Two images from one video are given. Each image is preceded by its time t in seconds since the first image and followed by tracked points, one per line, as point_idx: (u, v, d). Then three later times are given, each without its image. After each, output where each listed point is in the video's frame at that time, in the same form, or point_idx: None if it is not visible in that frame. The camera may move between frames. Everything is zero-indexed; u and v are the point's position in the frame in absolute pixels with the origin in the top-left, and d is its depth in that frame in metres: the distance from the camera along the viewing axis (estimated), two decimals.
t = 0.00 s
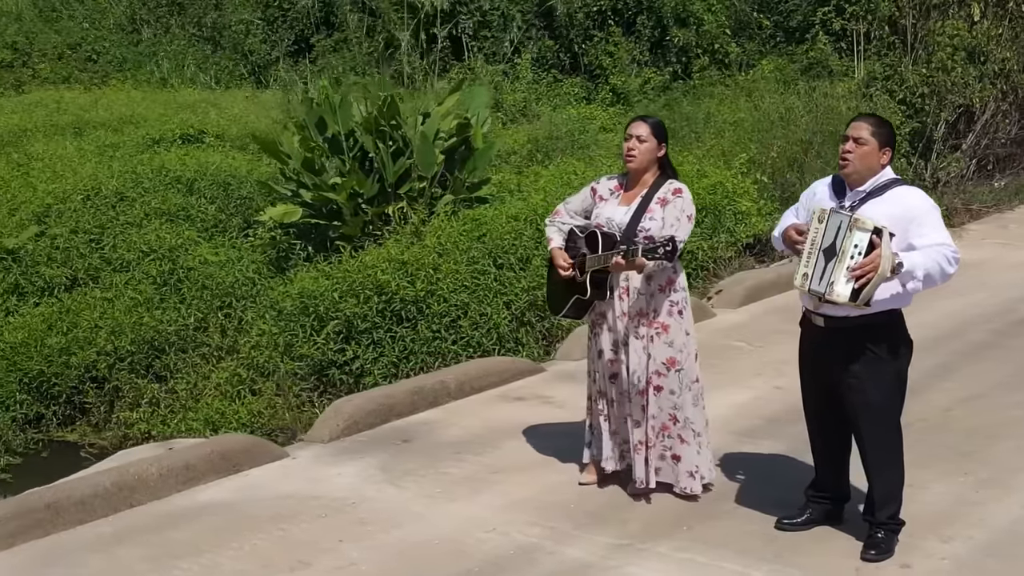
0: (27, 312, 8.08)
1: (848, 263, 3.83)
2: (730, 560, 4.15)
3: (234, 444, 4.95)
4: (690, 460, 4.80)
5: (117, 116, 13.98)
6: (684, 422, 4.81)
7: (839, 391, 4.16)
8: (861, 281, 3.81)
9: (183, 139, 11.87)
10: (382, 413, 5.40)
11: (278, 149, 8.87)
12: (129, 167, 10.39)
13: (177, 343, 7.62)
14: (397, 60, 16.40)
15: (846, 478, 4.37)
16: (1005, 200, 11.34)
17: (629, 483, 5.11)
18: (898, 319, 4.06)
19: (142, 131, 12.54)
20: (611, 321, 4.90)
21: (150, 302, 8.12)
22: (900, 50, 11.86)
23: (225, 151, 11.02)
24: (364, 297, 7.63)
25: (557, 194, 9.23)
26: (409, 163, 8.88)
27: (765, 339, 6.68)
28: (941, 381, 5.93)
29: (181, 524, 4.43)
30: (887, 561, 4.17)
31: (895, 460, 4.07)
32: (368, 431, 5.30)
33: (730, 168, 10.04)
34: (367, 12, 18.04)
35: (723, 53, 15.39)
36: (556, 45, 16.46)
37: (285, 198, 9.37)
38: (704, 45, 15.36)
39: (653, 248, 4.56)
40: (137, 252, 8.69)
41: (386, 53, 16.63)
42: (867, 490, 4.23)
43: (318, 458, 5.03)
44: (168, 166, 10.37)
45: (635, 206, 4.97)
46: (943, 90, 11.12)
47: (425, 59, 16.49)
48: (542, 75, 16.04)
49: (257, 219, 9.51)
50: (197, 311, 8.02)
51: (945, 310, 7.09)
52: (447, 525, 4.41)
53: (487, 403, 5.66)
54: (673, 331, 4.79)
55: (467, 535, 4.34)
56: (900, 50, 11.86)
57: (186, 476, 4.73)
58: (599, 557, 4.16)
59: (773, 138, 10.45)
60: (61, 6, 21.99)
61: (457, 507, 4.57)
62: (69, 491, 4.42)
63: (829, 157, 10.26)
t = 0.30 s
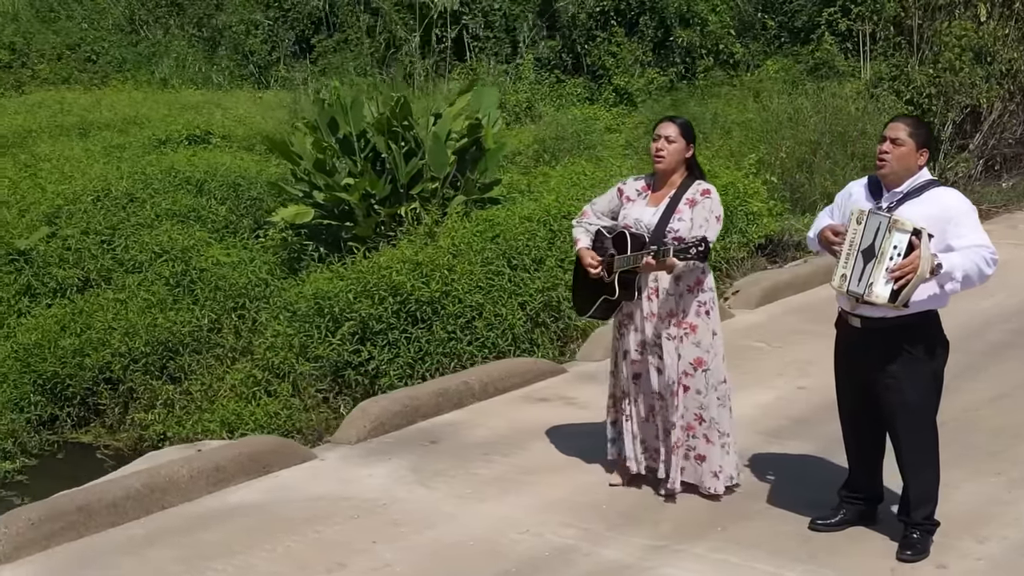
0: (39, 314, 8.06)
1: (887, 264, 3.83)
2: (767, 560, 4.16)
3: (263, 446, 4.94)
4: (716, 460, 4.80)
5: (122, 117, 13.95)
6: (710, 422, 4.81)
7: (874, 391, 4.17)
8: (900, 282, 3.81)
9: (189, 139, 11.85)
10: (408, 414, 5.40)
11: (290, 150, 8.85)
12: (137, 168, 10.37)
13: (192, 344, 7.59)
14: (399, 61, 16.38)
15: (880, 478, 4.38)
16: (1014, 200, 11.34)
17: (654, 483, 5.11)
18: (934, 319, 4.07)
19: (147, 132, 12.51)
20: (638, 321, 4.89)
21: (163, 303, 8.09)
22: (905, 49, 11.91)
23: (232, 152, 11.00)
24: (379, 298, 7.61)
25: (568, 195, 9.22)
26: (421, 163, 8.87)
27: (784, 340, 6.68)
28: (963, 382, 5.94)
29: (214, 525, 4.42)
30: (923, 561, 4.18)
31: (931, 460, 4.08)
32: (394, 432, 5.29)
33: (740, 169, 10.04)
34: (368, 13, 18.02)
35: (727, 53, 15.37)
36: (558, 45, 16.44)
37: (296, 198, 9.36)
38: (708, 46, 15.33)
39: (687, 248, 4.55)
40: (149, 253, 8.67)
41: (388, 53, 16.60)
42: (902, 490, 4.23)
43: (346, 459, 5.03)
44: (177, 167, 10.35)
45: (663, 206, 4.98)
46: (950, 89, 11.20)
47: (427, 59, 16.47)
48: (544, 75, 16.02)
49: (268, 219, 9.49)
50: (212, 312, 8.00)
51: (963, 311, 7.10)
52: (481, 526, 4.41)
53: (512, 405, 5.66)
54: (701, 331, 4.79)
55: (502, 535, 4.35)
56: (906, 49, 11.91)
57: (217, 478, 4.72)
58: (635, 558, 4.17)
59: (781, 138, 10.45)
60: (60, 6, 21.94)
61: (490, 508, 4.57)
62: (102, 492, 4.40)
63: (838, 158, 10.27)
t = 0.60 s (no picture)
0: (36, 316, 8.01)
1: (911, 264, 3.84)
2: (789, 560, 4.16)
3: (277, 447, 4.92)
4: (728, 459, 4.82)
5: (109, 118, 13.87)
6: (721, 421, 4.82)
7: (894, 390, 4.19)
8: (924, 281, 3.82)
9: (179, 140, 11.82)
10: (420, 415, 5.40)
11: (287, 151, 8.83)
12: (129, 169, 10.33)
13: (191, 345, 7.54)
14: (386, 62, 16.35)
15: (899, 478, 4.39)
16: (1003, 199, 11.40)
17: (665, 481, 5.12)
18: (956, 320, 4.09)
19: (136, 133, 12.45)
20: (651, 320, 4.88)
21: (161, 305, 8.06)
22: (896, 51, 12.01)
23: (225, 153, 10.98)
24: (379, 299, 7.54)
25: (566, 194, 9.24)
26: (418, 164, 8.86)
27: (789, 340, 6.70)
28: (968, 381, 5.97)
29: (232, 528, 4.40)
30: (944, 559, 4.19)
31: (952, 458, 4.10)
32: (407, 433, 5.29)
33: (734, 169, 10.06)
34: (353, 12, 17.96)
35: (716, 53, 15.40)
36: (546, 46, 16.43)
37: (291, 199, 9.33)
38: (697, 45, 15.34)
39: (707, 247, 4.60)
40: (145, 254, 8.63)
41: (374, 54, 16.57)
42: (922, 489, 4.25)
43: (360, 461, 5.02)
44: (171, 168, 10.31)
45: (677, 206, 4.97)
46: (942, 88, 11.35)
47: (413, 60, 16.45)
48: (532, 76, 16.02)
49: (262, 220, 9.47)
50: (210, 313, 7.96)
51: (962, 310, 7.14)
52: (501, 527, 4.41)
53: (521, 405, 5.66)
54: (714, 330, 4.80)
55: (523, 536, 4.34)
56: (897, 51, 12.01)
57: (232, 480, 4.70)
58: (657, 558, 4.17)
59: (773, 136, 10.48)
60: (39, 5, 21.79)
61: (508, 508, 4.56)
62: (119, 495, 4.39)
63: (830, 158, 10.32)
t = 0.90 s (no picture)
0: None
1: (906, 264, 3.87)
2: (781, 559, 4.19)
3: (262, 452, 4.89)
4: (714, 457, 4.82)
5: (63, 119, 13.71)
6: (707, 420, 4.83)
7: (885, 388, 4.22)
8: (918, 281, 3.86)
9: (137, 141, 11.71)
10: (402, 417, 5.40)
11: (252, 153, 8.78)
12: (89, 172, 10.23)
13: (159, 349, 7.44)
14: (341, 62, 16.24)
15: (887, 474, 4.43)
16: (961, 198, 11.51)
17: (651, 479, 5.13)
18: (945, 319, 4.12)
19: (92, 134, 12.32)
20: (635, 319, 4.87)
21: (127, 309, 7.96)
22: (854, 51, 12.10)
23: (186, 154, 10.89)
24: (349, 302, 7.21)
25: (532, 194, 9.24)
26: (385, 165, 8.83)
27: (762, 339, 6.75)
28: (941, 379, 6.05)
29: (221, 534, 4.37)
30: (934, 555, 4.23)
31: (942, 455, 4.13)
32: (390, 436, 5.29)
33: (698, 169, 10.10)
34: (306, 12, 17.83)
35: (673, 53, 15.43)
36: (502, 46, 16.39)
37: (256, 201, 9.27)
38: (653, 47, 15.40)
39: (693, 247, 4.58)
40: (109, 258, 8.53)
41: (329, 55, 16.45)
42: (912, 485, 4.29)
43: (345, 464, 5.00)
44: (132, 171, 10.21)
45: (660, 206, 4.92)
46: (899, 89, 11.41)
47: (369, 61, 16.35)
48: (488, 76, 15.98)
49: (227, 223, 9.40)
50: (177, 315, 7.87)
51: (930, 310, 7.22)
52: (492, 529, 4.41)
53: (502, 406, 5.67)
54: (699, 329, 4.79)
55: (516, 538, 4.34)
56: (854, 51, 12.10)
57: (218, 485, 4.67)
58: (651, 558, 4.18)
59: (733, 136, 10.52)
60: None
61: (498, 510, 4.56)
62: (107, 502, 4.35)
63: (792, 158, 10.36)
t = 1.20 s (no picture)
0: None
1: (883, 260, 3.91)
2: (763, 557, 4.21)
3: (237, 457, 4.85)
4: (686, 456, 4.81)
5: (6, 121, 13.51)
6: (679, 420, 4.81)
7: (863, 386, 4.26)
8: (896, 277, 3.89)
9: (85, 144, 11.59)
10: (375, 420, 5.37)
11: (208, 155, 8.69)
12: (38, 175, 10.09)
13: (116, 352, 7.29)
14: (287, 63, 16.12)
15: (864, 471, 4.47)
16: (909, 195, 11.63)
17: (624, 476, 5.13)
18: (923, 317, 4.14)
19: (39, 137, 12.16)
20: (608, 319, 4.84)
21: (83, 313, 7.85)
22: (802, 51, 12.19)
23: (136, 156, 10.77)
24: (310, 303, 7.16)
25: (488, 194, 9.23)
26: (343, 166, 8.78)
27: (727, 337, 6.79)
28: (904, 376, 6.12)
29: (200, 540, 4.32)
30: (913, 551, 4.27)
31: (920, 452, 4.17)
32: (363, 439, 5.27)
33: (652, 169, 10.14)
34: (249, 11, 17.62)
35: (621, 52, 15.44)
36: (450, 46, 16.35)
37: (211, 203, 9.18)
38: (603, 46, 15.42)
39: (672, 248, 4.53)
40: (63, 262, 8.41)
41: (274, 56, 16.32)
42: (890, 482, 4.31)
43: (320, 468, 4.97)
44: (83, 174, 10.09)
45: (633, 207, 4.92)
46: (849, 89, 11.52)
47: (315, 62, 16.24)
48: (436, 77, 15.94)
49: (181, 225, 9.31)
50: (134, 318, 7.75)
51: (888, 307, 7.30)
52: (474, 530, 4.40)
53: (473, 408, 5.66)
54: (672, 328, 4.77)
55: (498, 539, 4.33)
56: (803, 50, 12.19)
57: (194, 491, 4.62)
58: (634, 558, 4.19)
59: (686, 136, 10.56)
60: None
61: (478, 512, 4.55)
62: (84, 509, 4.30)
63: (745, 158, 10.40)
